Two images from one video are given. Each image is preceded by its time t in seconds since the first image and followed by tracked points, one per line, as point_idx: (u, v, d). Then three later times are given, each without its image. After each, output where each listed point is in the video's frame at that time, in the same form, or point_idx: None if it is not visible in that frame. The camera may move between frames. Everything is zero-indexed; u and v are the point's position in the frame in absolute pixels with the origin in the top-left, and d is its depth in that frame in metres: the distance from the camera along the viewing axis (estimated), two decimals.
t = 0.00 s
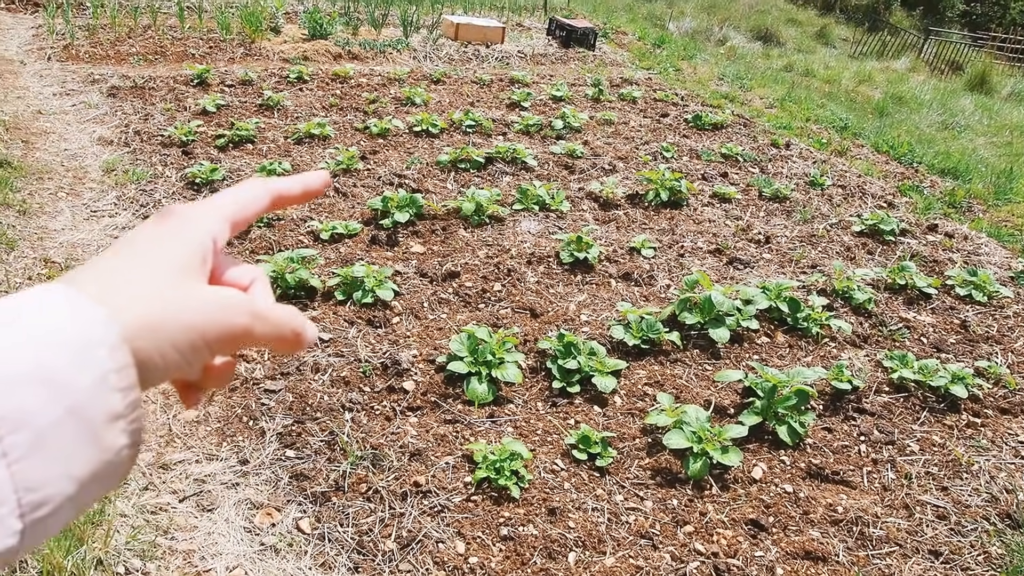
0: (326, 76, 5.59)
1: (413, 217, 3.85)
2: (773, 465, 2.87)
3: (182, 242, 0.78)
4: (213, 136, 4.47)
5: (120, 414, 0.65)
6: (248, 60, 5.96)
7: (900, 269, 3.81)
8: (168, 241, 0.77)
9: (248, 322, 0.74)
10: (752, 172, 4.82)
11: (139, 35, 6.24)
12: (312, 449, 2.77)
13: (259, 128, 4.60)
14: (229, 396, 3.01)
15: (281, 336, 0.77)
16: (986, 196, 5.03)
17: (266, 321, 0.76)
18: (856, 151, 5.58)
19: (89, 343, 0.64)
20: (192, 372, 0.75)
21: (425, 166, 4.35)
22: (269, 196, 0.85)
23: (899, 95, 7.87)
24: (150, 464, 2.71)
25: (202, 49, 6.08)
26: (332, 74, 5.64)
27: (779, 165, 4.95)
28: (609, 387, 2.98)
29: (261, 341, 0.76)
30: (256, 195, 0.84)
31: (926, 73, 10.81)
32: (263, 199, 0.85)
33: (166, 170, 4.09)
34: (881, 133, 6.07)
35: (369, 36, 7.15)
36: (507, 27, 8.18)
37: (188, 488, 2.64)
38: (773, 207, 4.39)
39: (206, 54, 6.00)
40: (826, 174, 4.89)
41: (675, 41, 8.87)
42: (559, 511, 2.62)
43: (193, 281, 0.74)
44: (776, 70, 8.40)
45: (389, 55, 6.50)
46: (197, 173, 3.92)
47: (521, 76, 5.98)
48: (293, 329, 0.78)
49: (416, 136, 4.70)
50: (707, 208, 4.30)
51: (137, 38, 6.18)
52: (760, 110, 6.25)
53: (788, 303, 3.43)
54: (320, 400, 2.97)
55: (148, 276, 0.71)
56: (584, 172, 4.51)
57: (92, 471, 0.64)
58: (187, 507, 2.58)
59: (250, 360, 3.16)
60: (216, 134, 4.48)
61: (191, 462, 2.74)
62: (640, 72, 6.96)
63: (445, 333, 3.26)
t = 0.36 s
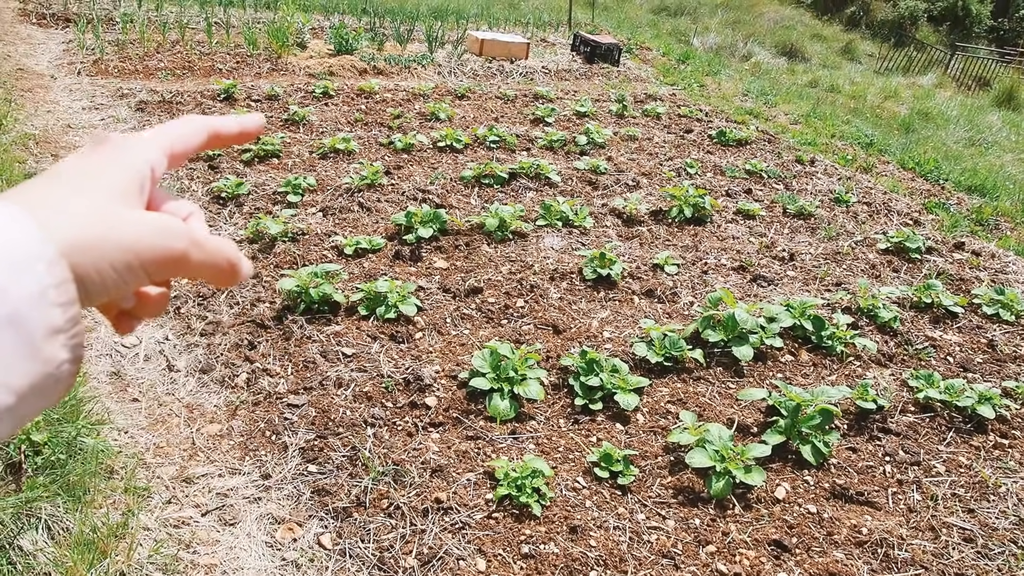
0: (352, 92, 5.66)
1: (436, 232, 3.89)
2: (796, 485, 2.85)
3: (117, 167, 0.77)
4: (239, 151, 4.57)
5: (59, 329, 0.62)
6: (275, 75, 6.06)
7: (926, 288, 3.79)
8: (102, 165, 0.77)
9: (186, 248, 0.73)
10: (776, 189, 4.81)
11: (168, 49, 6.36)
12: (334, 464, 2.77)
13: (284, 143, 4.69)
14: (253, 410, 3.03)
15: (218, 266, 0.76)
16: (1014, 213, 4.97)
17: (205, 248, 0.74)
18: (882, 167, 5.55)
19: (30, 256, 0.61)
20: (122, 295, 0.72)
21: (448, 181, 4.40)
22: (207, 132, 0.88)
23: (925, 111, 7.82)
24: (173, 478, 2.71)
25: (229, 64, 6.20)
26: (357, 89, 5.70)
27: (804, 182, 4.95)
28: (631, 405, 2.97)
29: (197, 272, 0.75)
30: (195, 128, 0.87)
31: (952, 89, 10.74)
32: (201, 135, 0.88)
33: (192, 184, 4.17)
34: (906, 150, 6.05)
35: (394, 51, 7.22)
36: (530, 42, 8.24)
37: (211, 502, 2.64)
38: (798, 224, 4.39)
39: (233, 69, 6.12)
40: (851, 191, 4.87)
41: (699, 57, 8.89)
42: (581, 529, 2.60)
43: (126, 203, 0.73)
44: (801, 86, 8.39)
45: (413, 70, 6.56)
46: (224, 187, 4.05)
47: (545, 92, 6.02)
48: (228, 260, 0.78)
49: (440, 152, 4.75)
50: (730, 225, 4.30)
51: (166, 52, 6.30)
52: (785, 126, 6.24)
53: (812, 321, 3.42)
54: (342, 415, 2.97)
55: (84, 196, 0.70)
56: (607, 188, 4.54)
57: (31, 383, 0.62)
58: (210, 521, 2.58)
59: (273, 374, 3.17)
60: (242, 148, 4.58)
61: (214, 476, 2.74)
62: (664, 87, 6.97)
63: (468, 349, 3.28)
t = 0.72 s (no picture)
0: (366, 105, 5.70)
1: (450, 246, 3.92)
2: (809, 501, 2.83)
3: (88, 149, 0.79)
4: (254, 164, 4.63)
5: (34, 302, 0.62)
6: (289, 89, 6.13)
7: (939, 303, 3.79)
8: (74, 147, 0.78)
9: (154, 231, 0.74)
10: (790, 204, 4.83)
11: (184, 63, 6.44)
12: (346, 478, 2.77)
13: (299, 157, 4.74)
14: (266, 423, 3.03)
15: (187, 252, 0.77)
16: None
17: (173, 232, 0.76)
18: (895, 183, 5.55)
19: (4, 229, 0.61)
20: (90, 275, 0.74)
21: (462, 196, 4.43)
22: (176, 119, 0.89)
23: (938, 127, 7.84)
24: (185, 491, 2.71)
25: (244, 78, 6.29)
26: (371, 102, 5.75)
27: (817, 197, 4.96)
28: (644, 419, 2.96)
29: (166, 256, 0.76)
30: (164, 116, 0.88)
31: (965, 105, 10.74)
32: (170, 123, 0.88)
33: (207, 198, 4.22)
34: (920, 165, 6.06)
35: (409, 65, 7.27)
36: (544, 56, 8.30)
37: (224, 515, 2.64)
38: (811, 239, 4.40)
39: (248, 83, 6.20)
40: (864, 206, 4.87)
41: (714, 73, 8.93)
42: (593, 543, 2.58)
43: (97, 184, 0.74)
44: (814, 100, 8.42)
45: (428, 85, 6.60)
46: (238, 202, 4.11)
47: (559, 106, 6.05)
48: (197, 246, 0.79)
49: (454, 166, 4.79)
50: (743, 240, 4.32)
51: (183, 66, 6.38)
52: (798, 141, 6.25)
53: (825, 336, 3.42)
54: (355, 428, 2.97)
55: (57, 174, 0.71)
56: (621, 203, 4.56)
57: (8, 357, 0.62)
58: (222, 534, 2.58)
59: (287, 388, 3.17)
60: (256, 162, 4.64)
61: (227, 489, 2.74)
62: (678, 102, 7.00)
63: (481, 363, 3.29)
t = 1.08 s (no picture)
0: (370, 109, 5.72)
1: (453, 250, 3.93)
2: (811, 507, 2.82)
3: (110, 151, 0.72)
4: (258, 167, 4.65)
5: (65, 302, 0.59)
6: (294, 93, 6.15)
7: (943, 310, 3.79)
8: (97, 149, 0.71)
9: (182, 231, 0.67)
10: (794, 210, 4.84)
11: (189, 67, 6.47)
12: (349, 482, 2.77)
13: (303, 161, 4.76)
14: (269, 426, 3.03)
15: (215, 253, 0.70)
16: None
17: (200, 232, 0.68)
18: (899, 190, 5.56)
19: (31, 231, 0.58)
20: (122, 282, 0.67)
21: (466, 201, 4.45)
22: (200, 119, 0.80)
23: (943, 134, 7.85)
24: (188, 494, 2.71)
25: (248, 82, 6.31)
26: (376, 107, 5.77)
27: (821, 204, 4.97)
28: (647, 424, 2.96)
29: (195, 258, 0.68)
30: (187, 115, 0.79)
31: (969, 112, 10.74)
32: (193, 122, 0.80)
33: (211, 202, 4.24)
34: (924, 172, 6.07)
35: (413, 70, 7.29)
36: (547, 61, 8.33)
37: (226, 518, 2.64)
38: (815, 245, 4.41)
39: (253, 87, 6.23)
40: (868, 213, 4.88)
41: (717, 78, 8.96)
42: (595, 549, 2.58)
43: (123, 184, 0.68)
44: (818, 107, 8.43)
45: (432, 89, 6.62)
46: (242, 205, 4.12)
47: (563, 111, 6.06)
48: (224, 245, 0.71)
49: (458, 171, 4.80)
50: (747, 245, 4.33)
51: (188, 70, 6.41)
52: (802, 148, 6.26)
53: (829, 342, 3.43)
54: (358, 432, 2.97)
55: (79, 176, 0.65)
56: (624, 209, 4.57)
57: (40, 357, 0.58)
58: (225, 537, 2.58)
59: (290, 391, 3.18)
60: (261, 165, 4.66)
61: (229, 492, 2.74)
62: (682, 108, 7.02)
63: (484, 368, 3.30)
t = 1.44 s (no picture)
0: (368, 109, 5.72)
1: (450, 251, 3.93)
2: (807, 509, 2.82)
3: (211, 156, 0.73)
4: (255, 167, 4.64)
5: (157, 320, 0.63)
6: (292, 93, 6.15)
7: (939, 313, 3.80)
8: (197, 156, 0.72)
9: (278, 243, 0.68)
10: (790, 213, 4.84)
11: (186, 66, 6.46)
12: (344, 482, 2.76)
13: (300, 160, 4.76)
14: (264, 426, 3.03)
15: (310, 264, 0.71)
16: None
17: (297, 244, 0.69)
18: (896, 193, 5.57)
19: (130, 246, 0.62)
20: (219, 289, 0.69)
21: (463, 201, 4.45)
22: (295, 128, 0.80)
23: (940, 138, 7.87)
24: (184, 493, 2.71)
25: (245, 81, 6.31)
26: (373, 107, 5.77)
27: (818, 206, 4.97)
28: (642, 425, 2.98)
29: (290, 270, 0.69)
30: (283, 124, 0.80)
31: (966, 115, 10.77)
32: (289, 130, 0.80)
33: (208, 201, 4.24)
34: (921, 175, 6.08)
35: (411, 70, 7.28)
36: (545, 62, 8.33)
37: (222, 517, 2.63)
38: (811, 248, 4.42)
39: (250, 86, 6.22)
40: (865, 216, 4.89)
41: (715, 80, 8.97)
42: (590, 549, 2.57)
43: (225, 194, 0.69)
44: (816, 110, 8.44)
45: (429, 90, 6.61)
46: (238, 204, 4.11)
47: (561, 113, 6.07)
48: (319, 258, 0.72)
49: (456, 171, 4.80)
50: (744, 248, 4.33)
51: (185, 69, 6.40)
52: (800, 150, 6.27)
53: (825, 345, 3.43)
54: (353, 432, 2.97)
55: (183, 185, 0.67)
56: (621, 210, 4.58)
57: (130, 373, 0.63)
58: (220, 536, 2.57)
59: (285, 391, 3.18)
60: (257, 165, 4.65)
61: (225, 492, 2.73)
62: (680, 110, 7.02)
63: (480, 368, 3.30)
